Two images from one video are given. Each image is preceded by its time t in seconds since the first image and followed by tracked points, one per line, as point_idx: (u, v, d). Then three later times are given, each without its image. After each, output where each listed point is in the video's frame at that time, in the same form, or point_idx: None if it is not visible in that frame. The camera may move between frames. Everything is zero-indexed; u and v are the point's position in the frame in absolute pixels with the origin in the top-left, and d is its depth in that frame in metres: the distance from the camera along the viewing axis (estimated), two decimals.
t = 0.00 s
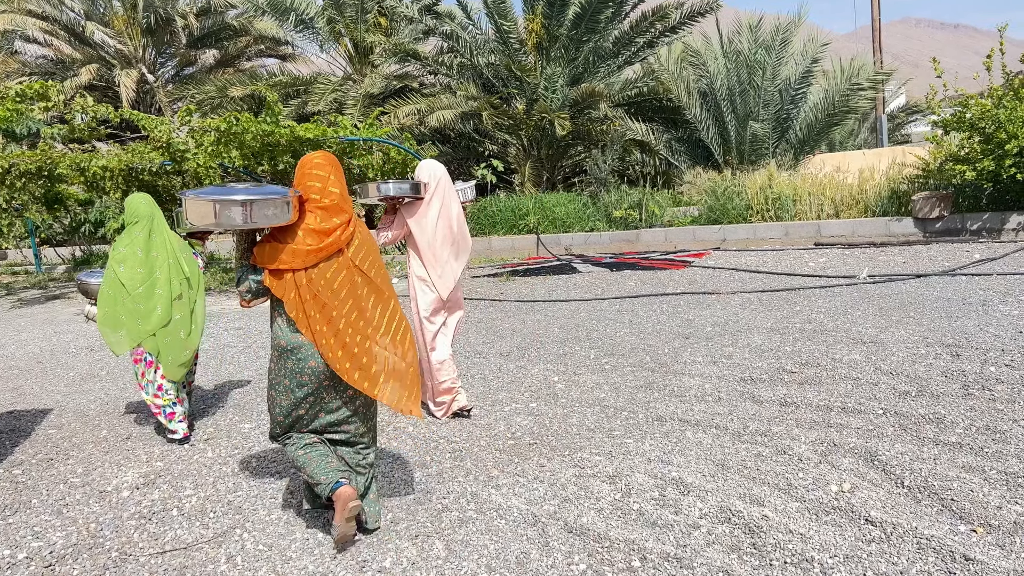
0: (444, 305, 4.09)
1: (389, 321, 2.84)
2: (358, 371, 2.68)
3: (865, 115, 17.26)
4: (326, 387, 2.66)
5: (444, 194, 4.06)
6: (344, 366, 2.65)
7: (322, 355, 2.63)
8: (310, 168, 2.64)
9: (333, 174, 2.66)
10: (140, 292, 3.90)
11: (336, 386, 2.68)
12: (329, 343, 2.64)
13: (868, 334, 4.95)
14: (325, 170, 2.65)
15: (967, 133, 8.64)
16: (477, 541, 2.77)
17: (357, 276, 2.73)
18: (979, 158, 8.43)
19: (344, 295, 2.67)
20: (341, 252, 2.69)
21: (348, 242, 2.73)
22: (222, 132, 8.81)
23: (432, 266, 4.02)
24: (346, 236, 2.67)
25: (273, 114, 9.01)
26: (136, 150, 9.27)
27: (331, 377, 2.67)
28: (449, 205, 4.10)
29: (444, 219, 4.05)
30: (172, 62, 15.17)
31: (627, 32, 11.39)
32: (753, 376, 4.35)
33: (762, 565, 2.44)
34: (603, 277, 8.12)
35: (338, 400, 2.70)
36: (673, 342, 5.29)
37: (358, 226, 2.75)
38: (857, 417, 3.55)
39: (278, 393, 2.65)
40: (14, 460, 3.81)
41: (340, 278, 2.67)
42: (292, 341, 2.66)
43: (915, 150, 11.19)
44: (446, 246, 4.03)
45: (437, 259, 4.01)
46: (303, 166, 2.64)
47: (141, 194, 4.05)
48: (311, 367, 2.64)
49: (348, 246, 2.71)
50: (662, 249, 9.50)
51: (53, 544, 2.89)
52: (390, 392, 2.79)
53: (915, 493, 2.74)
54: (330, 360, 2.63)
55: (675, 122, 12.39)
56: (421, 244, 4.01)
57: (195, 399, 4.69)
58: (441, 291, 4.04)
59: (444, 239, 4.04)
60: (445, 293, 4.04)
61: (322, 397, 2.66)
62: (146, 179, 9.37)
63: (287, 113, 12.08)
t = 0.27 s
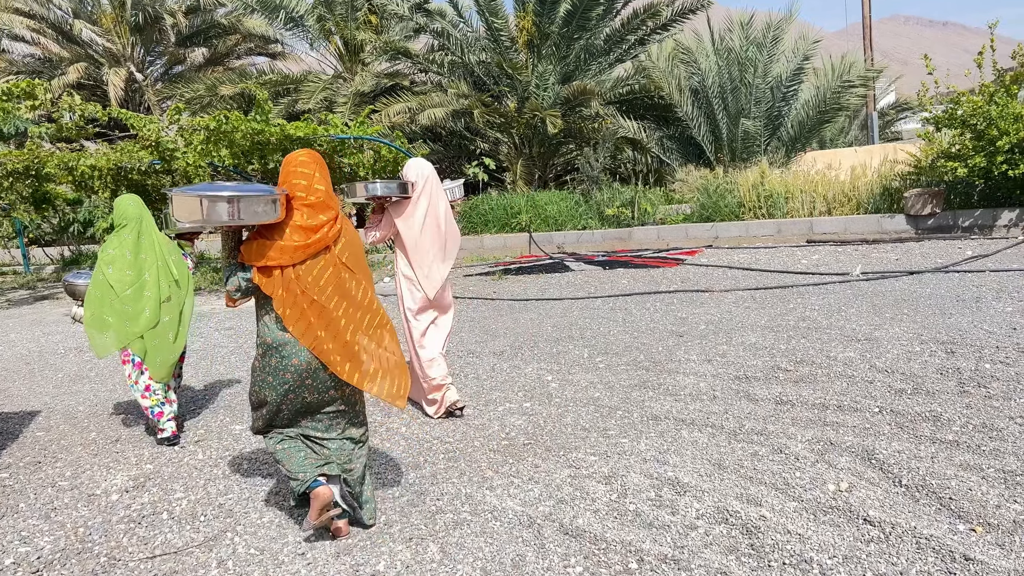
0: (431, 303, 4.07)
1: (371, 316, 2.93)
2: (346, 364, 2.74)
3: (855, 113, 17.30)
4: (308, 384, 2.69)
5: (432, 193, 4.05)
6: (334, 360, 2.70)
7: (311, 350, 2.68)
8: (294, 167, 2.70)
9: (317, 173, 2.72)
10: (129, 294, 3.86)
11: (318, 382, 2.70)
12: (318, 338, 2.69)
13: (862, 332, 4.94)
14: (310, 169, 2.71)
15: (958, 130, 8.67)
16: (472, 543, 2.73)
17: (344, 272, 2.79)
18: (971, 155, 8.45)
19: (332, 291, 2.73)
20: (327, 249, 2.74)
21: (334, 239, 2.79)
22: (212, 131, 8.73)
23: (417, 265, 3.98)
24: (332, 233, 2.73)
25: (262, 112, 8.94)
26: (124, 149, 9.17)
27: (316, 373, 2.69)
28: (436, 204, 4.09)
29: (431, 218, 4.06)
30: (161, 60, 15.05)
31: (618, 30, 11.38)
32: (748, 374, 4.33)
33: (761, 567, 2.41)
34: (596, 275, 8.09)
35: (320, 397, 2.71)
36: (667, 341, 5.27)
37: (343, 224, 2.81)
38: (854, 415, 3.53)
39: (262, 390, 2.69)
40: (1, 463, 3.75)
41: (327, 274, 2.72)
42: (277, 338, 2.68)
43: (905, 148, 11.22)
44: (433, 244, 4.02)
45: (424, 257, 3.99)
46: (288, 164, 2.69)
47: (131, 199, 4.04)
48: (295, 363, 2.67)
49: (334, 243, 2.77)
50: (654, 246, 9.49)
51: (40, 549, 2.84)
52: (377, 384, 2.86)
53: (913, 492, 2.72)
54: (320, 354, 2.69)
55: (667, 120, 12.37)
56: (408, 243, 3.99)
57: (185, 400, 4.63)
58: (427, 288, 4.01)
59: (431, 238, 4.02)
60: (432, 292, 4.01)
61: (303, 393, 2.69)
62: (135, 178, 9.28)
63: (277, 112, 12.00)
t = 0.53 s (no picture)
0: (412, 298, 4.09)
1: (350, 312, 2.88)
2: (327, 360, 2.70)
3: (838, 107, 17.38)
4: (284, 383, 2.63)
5: (411, 188, 3.94)
6: (314, 357, 2.66)
7: (291, 348, 2.63)
8: (267, 165, 2.64)
9: (290, 168, 2.66)
10: (107, 291, 3.82)
11: (294, 379, 2.65)
12: (298, 335, 2.64)
13: (850, 326, 4.93)
14: (283, 164, 2.65)
15: (941, 124, 8.72)
16: (462, 547, 2.68)
17: (321, 267, 2.74)
18: (954, 149, 8.50)
19: (310, 287, 2.68)
20: (304, 245, 2.69)
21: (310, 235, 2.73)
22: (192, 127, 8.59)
23: (395, 257, 3.94)
24: (308, 229, 2.68)
25: (243, 107, 8.81)
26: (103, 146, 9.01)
27: (292, 370, 2.64)
28: (415, 198, 3.97)
29: (411, 210, 3.95)
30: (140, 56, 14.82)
31: (603, 24, 11.31)
32: (738, 370, 4.30)
33: (756, 568, 2.38)
34: (582, 271, 8.05)
35: (297, 393, 2.66)
36: (655, 337, 5.23)
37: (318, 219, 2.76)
38: (844, 411, 3.51)
39: (237, 388, 2.63)
40: None
41: (305, 270, 2.67)
42: (252, 336, 2.62)
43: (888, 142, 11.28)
44: (410, 239, 3.96)
45: (402, 251, 3.94)
46: (260, 161, 2.63)
47: (109, 195, 3.99)
48: (270, 362, 2.62)
49: (310, 239, 2.72)
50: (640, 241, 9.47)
51: (17, 557, 2.76)
52: (358, 380, 2.82)
53: (907, 488, 2.70)
54: (299, 351, 2.64)
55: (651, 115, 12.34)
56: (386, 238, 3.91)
57: (167, 401, 4.53)
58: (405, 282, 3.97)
59: (409, 230, 3.95)
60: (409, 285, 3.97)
61: (280, 389, 2.64)
62: (114, 175, 9.12)
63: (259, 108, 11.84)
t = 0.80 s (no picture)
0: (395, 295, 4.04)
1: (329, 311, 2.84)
2: (307, 359, 2.66)
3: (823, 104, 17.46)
4: (264, 382, 2.61)
5: (394, 185, 3.91)
6: (294, 356, 2.61)
7: (271, 347, 2.58)
8: (242, 164, 2.61)
9: (266, 168, 2.65)
10: (88, 289, 3.77)
11: (273, 379, 2.62)
12: (278, 334, 2.59)
13: (838, 323, 4.94)
14: (259, 164, 2.64)
15: (926, 121, 8.78)
16: (451, 549, 2.64)
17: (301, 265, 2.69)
18: (939, 145, 8.55)
19: (290, 285, 2.64)
20: (282, 244, 2.65)
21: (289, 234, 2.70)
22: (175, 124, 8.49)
23: (378, 254, 3.88)
24: (287, 228, 2.65)
25: (227, 105, 8.71)
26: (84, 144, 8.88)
27: (271, 370, 2.60)
28: (397, 194, 3.94)
29: (393, 207, 3.90)
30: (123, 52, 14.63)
31: (589, 21, 11.26)
32: (726, 367, 4.29)
33: (747, 568, 2.36)
34: (570, 268, 8.03)
35: (277, 391, 2.63)
36: (643, 334, 5.22)
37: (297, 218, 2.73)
38: (834, 408, 3.51)
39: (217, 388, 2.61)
40: None
41: (284, 269, 2.63)
42: (230, 336, 2.58)
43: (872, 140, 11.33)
44: (392, 233, 3.90)
45: (384, 247, 3.88)
46: (235, 161, 2.61)
47: (88, 190, 3.90)
48: (248, 362, 2.58)
49: (289, 238, 2.68)
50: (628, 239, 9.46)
51: None
52: (338, 379, 2.78)
53: (898, 486, 2.70)
54: (279, 350, 2.59)
55: (638, 112, 12.33)
56: (369, 233, 3.86)
57: (150, 402, 4.45)
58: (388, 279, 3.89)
59: (392, 227, 3.89)
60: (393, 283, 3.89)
61: (261, 387, 2.61)
62: (96, 173, 8.99)
63: (243, 105, 11.72)
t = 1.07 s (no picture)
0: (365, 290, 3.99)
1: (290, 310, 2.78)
2: (268, 359, 2.59)
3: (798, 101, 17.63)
4: (228, 383, 2.57)
5: (364, 179, 3.98)
6: (255, 356, 2.55)
7: (231, 349, 2.53)
8: (199, 164, 2.54)
9: (224, 168, 2.57)
10: (55, 284, 3.68)
11: (235, 380, 2.58)
12: (238, 335, 2.53)
13: (817, 318, 4.96)
14: (216, 164, 2.56)
15: (901, 116, 8.86)
16: (432, 551, 2.58)
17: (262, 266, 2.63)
18: (914, 140, 8.65)
19: (251, 285, 2.58)
20: (242, 245, 2.59)
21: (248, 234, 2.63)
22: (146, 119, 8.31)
23: (350, 247, 3.93)
24: (247, 228, 2.58)
25: (199, 99, 8.54)
26: (52, 139, 8.66)
27: (231, 371, 2.56)
28: (369, 188, 4.00)
29: (364, 201, 3.97)
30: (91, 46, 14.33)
31: (566, 16, 11.21)
32: (707, 363, 4.28)
33: (731, 567, 2.34)
34: (549, 264, 7.99)
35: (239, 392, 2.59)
36: (623, 330, 5.19)
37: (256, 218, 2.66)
38: (815, 404, 3.51)
39: (182, 391, 2.57)
40: None
41: (244, 270, 2.57)
42: (191, 338, 2.55)
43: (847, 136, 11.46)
44: (363, 226, 3.94)
45: (357, 241, 3.93)
46: (192, 160, 2.53)
47: (54, 186, 3.85)
48: (208, 363, 2.55)
49: (249, 238, 2.62)
50: (606, 234, 9.45)
51: None
52: (301, 379, 2.73)
53: (880, 482, 2.71)
54: (240, 351, 2.53)
55: (615, 107, 12.32)
56: (339, 227, 3.92)
57: (121, 402, 4.33)
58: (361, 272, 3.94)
59: (364, 220, 3.95)
60: (366, 276, 3.94)
61: (225, 389, 2.57)
62: (65, 168, 8.77)
63: (216, 99, 11.52)
